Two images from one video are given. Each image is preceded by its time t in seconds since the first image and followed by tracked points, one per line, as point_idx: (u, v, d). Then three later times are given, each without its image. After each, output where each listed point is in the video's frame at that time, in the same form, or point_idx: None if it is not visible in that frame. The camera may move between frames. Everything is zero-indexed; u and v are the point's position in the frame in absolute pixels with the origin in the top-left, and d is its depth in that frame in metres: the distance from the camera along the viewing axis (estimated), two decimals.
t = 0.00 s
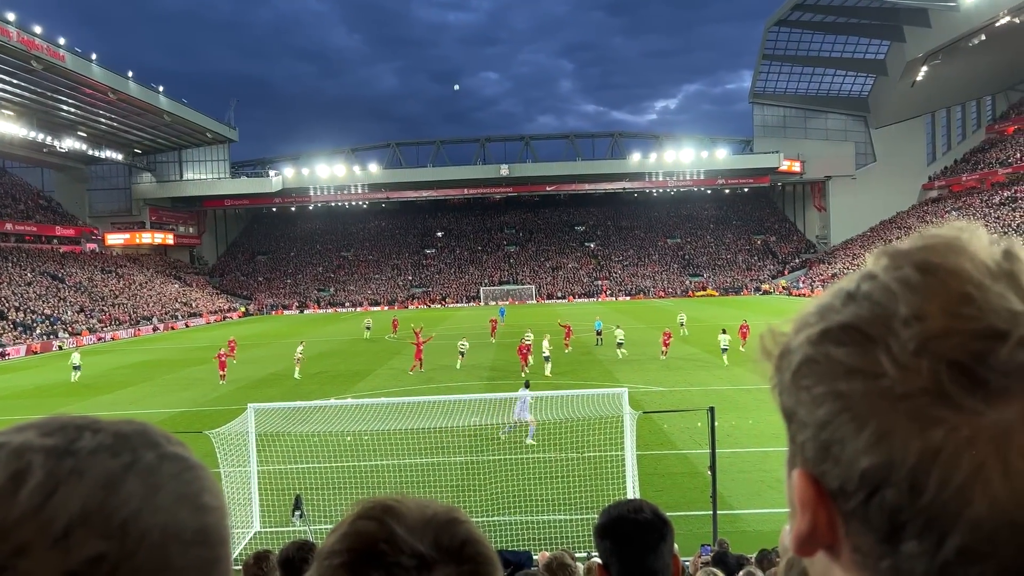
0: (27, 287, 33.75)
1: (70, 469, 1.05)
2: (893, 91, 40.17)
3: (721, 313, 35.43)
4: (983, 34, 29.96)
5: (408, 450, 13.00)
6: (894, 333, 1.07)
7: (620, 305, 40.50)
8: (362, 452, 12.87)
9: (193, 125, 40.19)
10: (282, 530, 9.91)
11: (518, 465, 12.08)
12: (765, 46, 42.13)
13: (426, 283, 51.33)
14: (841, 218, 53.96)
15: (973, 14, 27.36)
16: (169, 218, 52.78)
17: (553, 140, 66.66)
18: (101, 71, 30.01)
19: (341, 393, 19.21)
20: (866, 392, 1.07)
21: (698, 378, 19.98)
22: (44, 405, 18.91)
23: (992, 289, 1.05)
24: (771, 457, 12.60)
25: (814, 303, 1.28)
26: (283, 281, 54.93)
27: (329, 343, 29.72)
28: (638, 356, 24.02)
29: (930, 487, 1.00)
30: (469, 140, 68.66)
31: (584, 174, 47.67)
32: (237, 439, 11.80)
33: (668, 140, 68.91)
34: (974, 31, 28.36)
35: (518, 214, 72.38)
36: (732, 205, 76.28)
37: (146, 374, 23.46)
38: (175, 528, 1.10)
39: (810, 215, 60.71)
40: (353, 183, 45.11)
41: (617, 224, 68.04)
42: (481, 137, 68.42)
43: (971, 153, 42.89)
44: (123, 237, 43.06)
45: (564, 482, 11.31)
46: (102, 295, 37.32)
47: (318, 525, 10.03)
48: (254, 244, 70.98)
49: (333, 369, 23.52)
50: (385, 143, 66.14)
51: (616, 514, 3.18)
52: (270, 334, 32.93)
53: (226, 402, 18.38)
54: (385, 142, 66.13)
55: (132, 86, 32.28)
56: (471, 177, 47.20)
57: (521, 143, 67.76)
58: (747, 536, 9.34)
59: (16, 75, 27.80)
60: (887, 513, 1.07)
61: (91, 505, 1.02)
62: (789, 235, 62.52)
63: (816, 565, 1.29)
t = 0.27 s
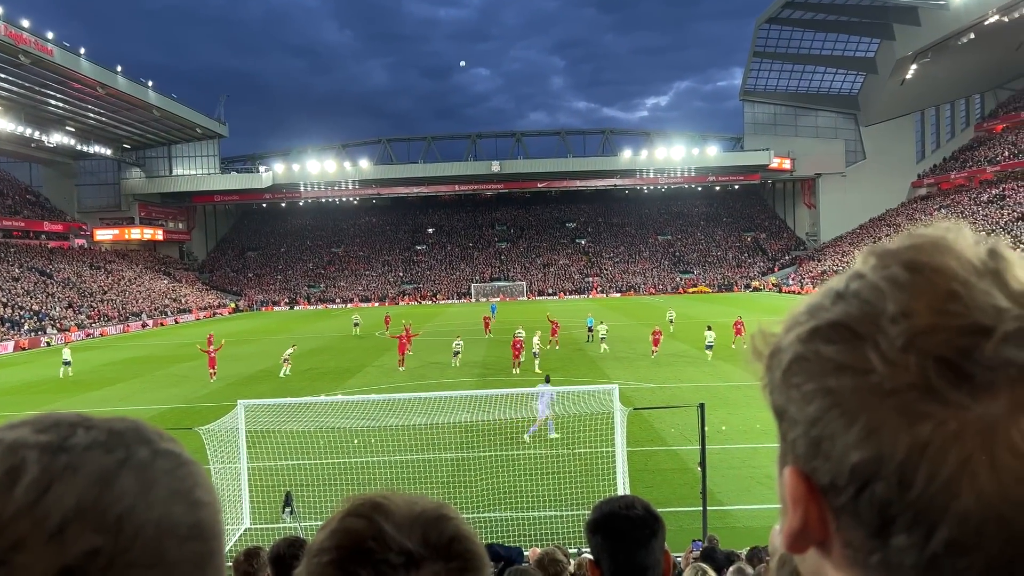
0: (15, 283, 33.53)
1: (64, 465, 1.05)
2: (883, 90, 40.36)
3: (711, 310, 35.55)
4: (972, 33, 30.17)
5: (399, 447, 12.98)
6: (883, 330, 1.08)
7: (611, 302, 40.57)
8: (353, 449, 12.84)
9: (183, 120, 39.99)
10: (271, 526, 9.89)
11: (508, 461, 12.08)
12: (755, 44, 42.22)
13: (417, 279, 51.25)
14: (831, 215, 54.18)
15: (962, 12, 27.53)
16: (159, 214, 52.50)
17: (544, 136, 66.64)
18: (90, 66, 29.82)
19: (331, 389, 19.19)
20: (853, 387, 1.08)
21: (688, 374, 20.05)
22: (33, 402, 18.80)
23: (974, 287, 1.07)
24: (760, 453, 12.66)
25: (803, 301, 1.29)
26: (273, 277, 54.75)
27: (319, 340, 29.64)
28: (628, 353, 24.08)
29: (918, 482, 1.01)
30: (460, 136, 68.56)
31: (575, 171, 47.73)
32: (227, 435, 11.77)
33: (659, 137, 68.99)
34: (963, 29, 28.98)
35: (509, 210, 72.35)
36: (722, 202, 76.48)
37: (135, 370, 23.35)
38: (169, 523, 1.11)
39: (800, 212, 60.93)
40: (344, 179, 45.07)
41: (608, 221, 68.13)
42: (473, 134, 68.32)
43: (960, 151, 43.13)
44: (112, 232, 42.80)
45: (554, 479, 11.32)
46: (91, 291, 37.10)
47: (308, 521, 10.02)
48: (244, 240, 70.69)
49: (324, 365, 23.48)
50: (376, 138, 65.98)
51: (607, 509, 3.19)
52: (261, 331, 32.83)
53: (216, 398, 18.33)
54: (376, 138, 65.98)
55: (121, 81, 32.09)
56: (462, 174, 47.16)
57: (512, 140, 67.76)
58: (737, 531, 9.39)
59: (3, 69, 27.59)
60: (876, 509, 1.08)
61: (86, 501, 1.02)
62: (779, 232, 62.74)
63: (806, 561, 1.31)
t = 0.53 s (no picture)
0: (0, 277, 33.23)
1: (54, 458, 1.05)
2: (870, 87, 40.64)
3: (699, 305, 35.69)
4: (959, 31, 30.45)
5: (388, 442, 12.98)
6: (874, 323, 1.08)
7: (600, 297, 40.64)
8: (342, 444, 12.81)
9: (170, 114, 39.75)
10: (259, 522, 9.87)
11: (497, 456, 12.10)
12: (744, 40, 42.35)
13: (406, 274, 51.15)
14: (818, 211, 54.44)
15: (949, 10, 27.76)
16: (146, 208, 52.15)
17: (533, 131, 66.63)
18: (76, 58, 29.56)
19: (320, 384, 19.15)
20: (845, 382, 1.08)
21: (676, 370, 20.13)
22: (18, 397, 18.66)
23: (966, 282, 1.07)
24: (748, 448, 12.73)
25: (793, 296, 1.29)
26: (262, 272, 54.51)
27: (308, 335, 29.52)
28: (618, 349, 24.10)
29: (907, 473, 1.03)
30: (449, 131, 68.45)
31: (564, 166, 47.71)
32: (214, 431, 11.71)
33: (648, 133, 69.11)
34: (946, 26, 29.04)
35: (498, 206, 72.29)
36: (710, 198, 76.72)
37: (121, 366, 23.18)
38: (162, 514, 1.12)
39: (788, 208, 61.20)
40: (333, 173, 44.87)
41: (597, 217, 68.20)
42: (462, 129, 68.23)
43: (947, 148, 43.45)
44: (98, 226, 42.47)
45: (542, 474, 11.35)
46: (77, 285, 36.82)
47: (297, 517, 10.00)
48: (232, 235, 70.33)
49: (312, 360, 23.42)
50: (365, 133, 65.79)
51: (598, 504, 3.20)
52: (249, 326, 32.71)
53: (204, 394, 18.26)
54: (364, 133, 65.78)
55: (108, 73, 31.85)
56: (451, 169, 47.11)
57: (502, 134, 67.62)
58: (725, 526, 9.45)
59: None
60: (866, 499, 1.09)
61: (77, 494, 1.03)
62: (767, 228, 63.01)
63: (796, 554, 1.32)
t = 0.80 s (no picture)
0: None
1: (41, 453, 1.05)
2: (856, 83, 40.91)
3: (686, 300, 35.79)
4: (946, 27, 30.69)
5: (375, 437, 12.96)
6: (867, 314, 1.08)
7: (587, 292, 40.67)
8: (328, 439, 12.78)
9: (155, 106, 39.34)
10: (245, 517, 9.83)
11: (484, 451, 12.12)
12: (732, 35, 42.45)
13: (393, 269, 50.97)
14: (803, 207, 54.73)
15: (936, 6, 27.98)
16: (129, 201, 51.62)
17: (520, 125, 66.55)
18: (59, 49, 29.19)
19: (306, 379, 19.08)
20: (837, 373, 1.08)
21: (663, 364, 20.20)
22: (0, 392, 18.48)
23: (958, 274, 1.07)
24: (733, 442, 12.80)
25: (785, 287, 1.29)
26: (247, 266, 54.14)
27: (294, 330, 29.39)
28: (604, 344, 24.15)
29: (901, 462, 1.03)
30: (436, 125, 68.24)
31: (551, 161, 47.71)
32: (200, 425, 11.64)
33: (635, 128, 69.17)
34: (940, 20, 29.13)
35: (486, 200, 72.17)
36: (697, 194, 76.95)
37: (105, 360, 22.99)
38: (150, 511, 1.12)
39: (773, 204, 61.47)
40: (320, 167, 44.68)
41: (584, 212, 68.24)
42: (449, 123, 68.03)
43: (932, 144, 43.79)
44: (81, 220, 41.97)
45: (529, 468, 11.37)
46: (60, 279, 36.40)
47: (284, 511, 9.98)
48: (217, 229, 69.79)
49: (298, 355, 23.31)
50: (351, 126, 65.46)
51: (586, 499, 3.21)
52: (234, 320, 32.51)
53: (189, 388, 18.15)
54: (351, 126, 65.46)
55: (92, 65, 31.49)
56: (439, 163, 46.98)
57: (489, 129, 67.53)
58: (711, 520, 9.50)
59: None
60: (857, 490, 1.10)
61: (66, 490, 1.03)
62: (753, 223, 63.27)
63: (788, 546, 1.32)
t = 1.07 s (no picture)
0: None
1: (26, 448, 1.04)
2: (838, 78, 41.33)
3: (669, 294, 35.95)
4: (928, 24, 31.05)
5: (359, 430, 12.92)
6: (861, 305, 1.08)
7: (572, 286, 40.76)
8: (312, 433, 12.74)
9: (136, 97, 38.96)
10: (229, 511, 9.79)
11: (469, 444, 12.12)
12: (716, 30, 42.61)
13: (378, 262, 50.83)
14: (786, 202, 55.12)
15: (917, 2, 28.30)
16: (110, 193, 51.09)
17: (505, 119, 66.49)
18: (37, 39, 28.78)
19: (289, 373, 19.01)
20: (833, 364, 1.08)
21: (646, 357, 20.31)
22: None
23: (955, 266, 1.07)
24: (716, 435, 12.88)
25: (781, 278, 1.28)
26: (229, 259, 53.78)
27: (277, 323, 29.26)
28: (588, 337, 24.19)
29: (895, 454, 1.03)
30: (421, 118, 68.04)
31: (535, 155, 47.65)
32: (183, 419, 11.57)
33: (620, 122, 69.30)
34: (923, 17, 29.29)
35: (470, 194, 72.09)
36: (681, 188, 77.23)
37: (85, 353, 22.78)
38: (139, 508, 1.10)
39: (756, 198, 61.86)
40: (302, 160, 44.36)
41: (569, 206, 68.36)
42: (434, 115, 67.85)
43: (913, 140, 44.30)
44: (61, 211, 41.52)
45: (514, 461, 11.38)
46: (39, 272, 36.01)
47: (267, 506, 9.95)
48: (198, 221, 69.24)
49: (281, 348, 23.21)
50: (335, 119, 65.18)
51: (574, 491, 3.22)
52: (216, 313, 32.31)
53: (171, 382, 18.02)
54: (335, 118, 65.17)
55: (71, 55, 31.09)
56: (423, 156, 46.88)
57: (473, 122, 67.34)
58: (693, 512, 9.56)
59: None
60: (853, 481, 1.10)
61: (52, 487, 1.02)
62: (736, 218, 63.66)
63: (783, 539, 1.32)
